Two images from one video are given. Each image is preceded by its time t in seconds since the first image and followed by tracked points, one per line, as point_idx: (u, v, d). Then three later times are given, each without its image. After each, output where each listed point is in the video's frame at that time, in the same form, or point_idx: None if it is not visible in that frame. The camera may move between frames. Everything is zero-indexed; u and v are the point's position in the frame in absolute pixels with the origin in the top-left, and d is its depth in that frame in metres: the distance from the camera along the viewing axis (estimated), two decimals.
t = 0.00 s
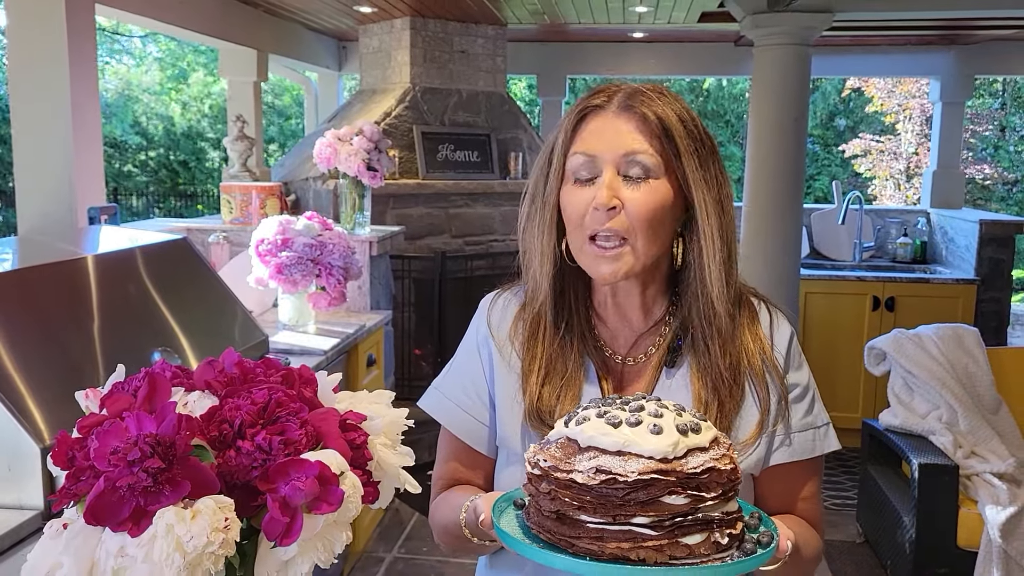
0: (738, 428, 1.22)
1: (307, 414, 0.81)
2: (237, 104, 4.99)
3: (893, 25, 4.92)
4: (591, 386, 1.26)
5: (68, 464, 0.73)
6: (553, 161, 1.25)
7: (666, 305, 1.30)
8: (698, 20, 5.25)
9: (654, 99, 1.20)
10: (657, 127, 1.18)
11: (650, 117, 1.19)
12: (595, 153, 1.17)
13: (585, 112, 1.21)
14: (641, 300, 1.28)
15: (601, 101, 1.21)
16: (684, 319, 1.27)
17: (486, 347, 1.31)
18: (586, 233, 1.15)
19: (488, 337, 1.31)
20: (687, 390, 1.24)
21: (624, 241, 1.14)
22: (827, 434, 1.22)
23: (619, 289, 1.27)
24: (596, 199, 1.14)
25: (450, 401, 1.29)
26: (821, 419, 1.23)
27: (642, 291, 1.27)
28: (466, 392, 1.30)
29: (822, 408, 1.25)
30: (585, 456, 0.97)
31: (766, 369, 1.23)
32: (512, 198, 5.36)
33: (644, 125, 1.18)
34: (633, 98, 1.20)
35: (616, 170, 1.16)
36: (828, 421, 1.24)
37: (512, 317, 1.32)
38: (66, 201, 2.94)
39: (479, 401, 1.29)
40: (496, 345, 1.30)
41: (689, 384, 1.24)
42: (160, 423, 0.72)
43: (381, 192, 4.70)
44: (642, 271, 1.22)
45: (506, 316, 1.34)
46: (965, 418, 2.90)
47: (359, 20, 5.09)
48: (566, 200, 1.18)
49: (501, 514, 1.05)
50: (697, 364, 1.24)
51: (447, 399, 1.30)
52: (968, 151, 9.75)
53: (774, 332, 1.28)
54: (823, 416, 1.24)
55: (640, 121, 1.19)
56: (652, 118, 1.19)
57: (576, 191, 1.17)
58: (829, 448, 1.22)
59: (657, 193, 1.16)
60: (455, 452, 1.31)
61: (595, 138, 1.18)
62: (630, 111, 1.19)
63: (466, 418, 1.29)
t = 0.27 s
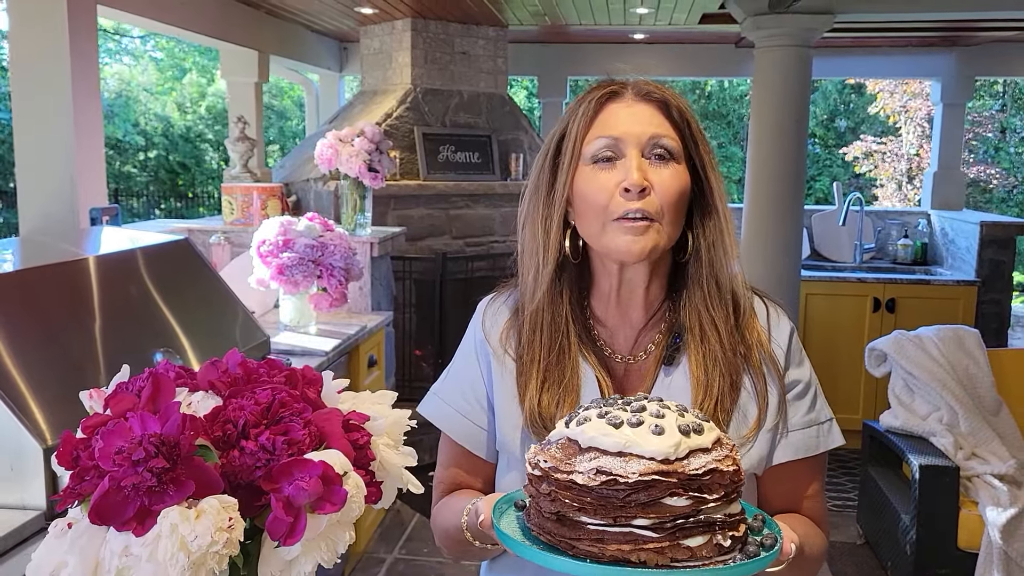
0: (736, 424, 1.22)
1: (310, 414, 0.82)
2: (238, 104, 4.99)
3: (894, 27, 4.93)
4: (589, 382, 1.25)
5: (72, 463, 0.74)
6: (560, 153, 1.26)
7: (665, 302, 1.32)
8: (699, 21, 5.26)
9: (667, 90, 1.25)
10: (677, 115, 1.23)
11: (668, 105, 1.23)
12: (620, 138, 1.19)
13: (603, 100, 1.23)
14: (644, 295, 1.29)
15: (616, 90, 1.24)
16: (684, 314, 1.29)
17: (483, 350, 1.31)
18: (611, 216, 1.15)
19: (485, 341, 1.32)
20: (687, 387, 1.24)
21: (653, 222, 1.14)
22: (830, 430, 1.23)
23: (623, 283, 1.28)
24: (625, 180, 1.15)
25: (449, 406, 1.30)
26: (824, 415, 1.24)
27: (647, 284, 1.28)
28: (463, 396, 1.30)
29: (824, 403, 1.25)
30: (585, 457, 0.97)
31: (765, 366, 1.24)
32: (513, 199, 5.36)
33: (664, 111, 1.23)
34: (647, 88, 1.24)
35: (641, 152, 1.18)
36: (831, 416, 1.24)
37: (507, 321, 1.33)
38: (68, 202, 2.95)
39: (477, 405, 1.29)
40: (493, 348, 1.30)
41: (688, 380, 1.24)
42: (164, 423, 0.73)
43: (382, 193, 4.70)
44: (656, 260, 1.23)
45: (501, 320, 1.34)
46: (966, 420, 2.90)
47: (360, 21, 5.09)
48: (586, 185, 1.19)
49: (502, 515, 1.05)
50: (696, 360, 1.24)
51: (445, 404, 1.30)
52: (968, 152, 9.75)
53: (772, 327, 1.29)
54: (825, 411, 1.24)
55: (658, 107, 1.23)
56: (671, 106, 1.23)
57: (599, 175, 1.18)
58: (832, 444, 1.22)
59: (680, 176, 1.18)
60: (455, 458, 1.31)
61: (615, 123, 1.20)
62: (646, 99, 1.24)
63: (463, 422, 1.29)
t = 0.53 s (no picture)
0: (734, 424, 1.22)
1: (313, 415, 0.82)
2: (239, 105, 4.99)
3: (894, 28, 4.93)
4: (589, 382, 1.25)
5: (75, 465, 0.73)
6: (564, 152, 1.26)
7: (665, 300, 1.32)
8: (700, 22, 5.26)
9: (672, 91, 1.26)
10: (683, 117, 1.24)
11: (674, 106, 1.24)
12: (626, 140, 1.19)
13: (609, 101, 1.23)
14: (645, 295, 1.29)
15: (621, 90, 1.24)
16: (684, 313, 1.29)
17: (484, 350, 1.32)
18: (618, 218, 1.15)
19: (486, 339, 1.32)
20: (686, 386, 1.24)
21: (658, 224, 1.15)
22: (830, 430, 1.22)
23: (623, 283, 1.28)
24: (631, 182, 1.15)
25: (449, 403, 1.30)
26: (824, 414, 1.23)
27: (649, 284, 1.28)
28: (464, 394, 1.30)
29: (824, 403, 1.25)
30: (585, 456, 0.97)
31: (765, 364, 1.24)
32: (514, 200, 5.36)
33: (670, 112, 1.24)
34: (652, 89, 1.25)
35: (646, 154, 1.18)
36: (831, 416, 1.24)
37: (509, 321, 1.33)
38: (68, 202, 2.95)
39: (477, 403, 1.30)
40: (494, 346, 1.30)
41: (688, 378, 1.24)
42: (167, 423, 0.73)
43: (382, 194, 4.71)
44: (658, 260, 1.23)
45: (502, 318, 1.34)
46: (967, 421, 2.90)
47: (361, 22, 5.10)
48: (591, 186, 1.19)
49: (502, 513, 1.05)
50: (696, 359, 1.24)
51: (445, 401, 1.30)
52: (969, 153, 9.75)
53: (772, 326, 1.29)
54: (826, 411, 1.24)
55: (664, 108, 1.24)
56: (676, 108, 1.24)
57: (604, 176, 1.18)
58: (833, 444, 1.22)
59: (684, 178, 1.18)
60: (455, 456, 1.31)
61: (621, 124, 1.20)
62: (652, 100, 1.24)
63: (463, 420, 1.29)
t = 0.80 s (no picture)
0: (731, 423, 1.22)
1: (313, 415, 0.82)
2: (239, 105, 4.99)
3: (894, 28, 4.94)
4: (588, 382, 1.25)
5: (75, 464, 0.74)
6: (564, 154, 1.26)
7: (665, 300, 1.31)
8: (700, 22, 5.26)
9: (672, 95, 1.25)
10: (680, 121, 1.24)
11: (671, 112, 1.23)
12: (622, 145, 1.19)
13: (607, 106, 1.23)
14: (643, 295, 1.29)
15: (620, 93, 1.24)
16: (683, 314, 1.28)
17: (486, 347, 1.32)
18: (612, 222, 1.16)
19: (487, 337, 1.32)
20: (685, 385, 1.25)
21: (651, 229, 1.15)
22: (826, 431, 1.22)
23: (622, 283, 1.28)
24: (625, 188, 1.15)
25: (450, 400, 1.30)
26: (820, 416, 1.23)
27: (646, 284, 1.28)
28: (465, 390, 1.30)
29: (820, 405, 1.25)
30: (581, 455, 0.97)
31: (762, 365, 1.24)
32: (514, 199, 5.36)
33: (666, 117, 1.23)
34: (651, 94, 1.24)
35: (642, 159, 1.18)
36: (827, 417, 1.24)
37: (510, 319, 1.33)
38: (68, 202, 2.95)
39: (478, 399, 1.30)
40: (496, 345, 1.30)
41: (687, 378, 1.24)
42: (167, 423, 0.73)
43: (382, 194, 4.71)
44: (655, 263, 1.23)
45: (504, 316, 1.34)
46: (966, 421, 2.90)
47: (361, 22, 5.10)
48: (586, 189, 1.19)
49: (499, 510, 1.05)
50: (695, 360, 1.24)
51: (446, 397, 1.30)
52: (970, 153, 9.75)
53: (771, 327, 1.29)
54: (822, 412, 1.24)
55: (662, 114, 1.23)
56: (673, 112, 1.23)
57: (599, 180, 1.18)
58: (828, 445, 1.22)
59: (679, 184, 1.18)
60: (456, 449, 1.31)
61: (618, 129, 1.20)
62: (650, 105, 1.23)
63: (463, 416, 1.29)
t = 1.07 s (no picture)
0: (728, 425, 1.22)
1: (311, 414, 0.81)
2: (239, 104, 4.99)
3: (895, 28, 4.93)
4: (585, 377, 1.26)
5: (73, 463, 0.73)
6: (560, 155, 1.26)
7: (663, 302, 1.31)
8: (700, 22, 5.26)
9: (666, 99, 1.22)
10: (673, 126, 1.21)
11: (664, 118, 1.20)
12: (607, 149, 1.18)
13: (598, 110, 1.23)
14: (639, 295, 1.28)
15: (616, 97, 1.23)
16: (679, 316, 1.28)
17: (485, 342, 1.32)
18: (592, 224, 1.16)
19: (487, 332, 1.32)
20: (681, 385, 1.24)
21: (630, 234, 1.15)
22: (818, 431, 1.22)
23: (617, 284, 1.27)
24: (604, 194, 1.15)
25: (449, 394, 1.29)
26: (813, 416, 1.23)
27: (641, 286, 1.27)
28: (464, 385, 1.30)
29: (814, 405, 1.25)
30: (574, 446, 0.97)
31: (758, 369, 1.24)
32: (514, 199, 5.36)
33: (659, 123, 1.20)
34: (647, 99, 1.22)
35: (627, 165, 1.17)
36: (820, 418, 1.23)
37: (512, 314, 1.33)
38: (67, 202, 2.95)
39: (478, 396, 1.29)
40: (495, 341, 1.30)
41: (684, 377, 1.24)
42: (164, 423, 0.72)
43: (382, 194, 4.71)
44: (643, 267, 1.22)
45: (506, 313, 1.34)
46: (967, 421, 2.90)
47: (361, 21, 5.09)
48: (573, 191, 1.20)
49: (495, 501, 1.05)
50: (692, 362, 1.24)
51: (445, 391, 1.30)
52: (971, 154, 9.74)
53: (765, 328, 1.29)
54: (815, 413, 1.23)
55: (655, 120, 1.21)
56: (665, 119, 1.20)
57: (585, 183, 1.18)
58: (820, 445, 1.22)
59: (663, 192, 1.17)
60: (455, 442, 1.31)
61: (609, 133, 1.19)
62: (642, 111, 1.22)
63: (464, 412, 1.28)
